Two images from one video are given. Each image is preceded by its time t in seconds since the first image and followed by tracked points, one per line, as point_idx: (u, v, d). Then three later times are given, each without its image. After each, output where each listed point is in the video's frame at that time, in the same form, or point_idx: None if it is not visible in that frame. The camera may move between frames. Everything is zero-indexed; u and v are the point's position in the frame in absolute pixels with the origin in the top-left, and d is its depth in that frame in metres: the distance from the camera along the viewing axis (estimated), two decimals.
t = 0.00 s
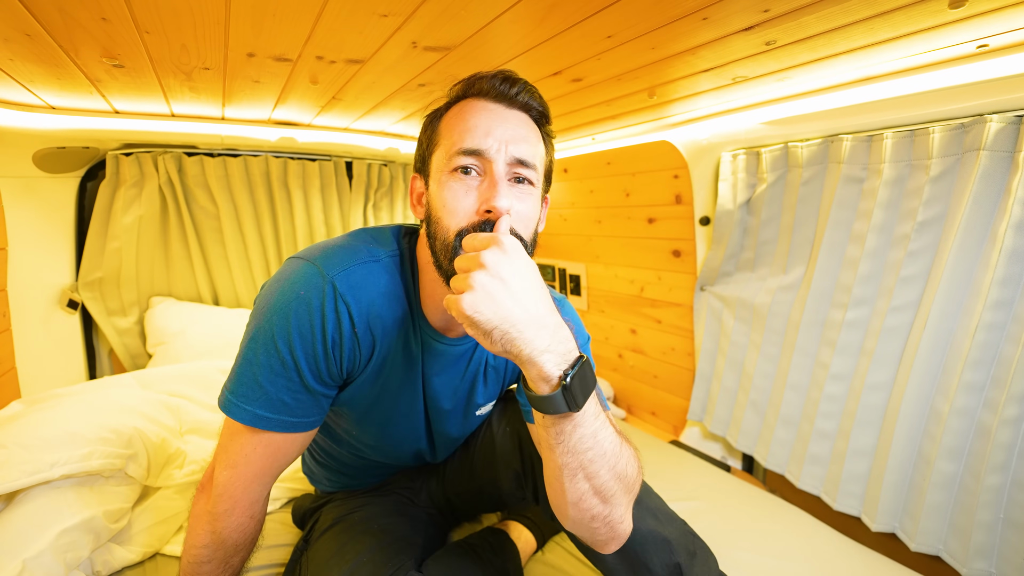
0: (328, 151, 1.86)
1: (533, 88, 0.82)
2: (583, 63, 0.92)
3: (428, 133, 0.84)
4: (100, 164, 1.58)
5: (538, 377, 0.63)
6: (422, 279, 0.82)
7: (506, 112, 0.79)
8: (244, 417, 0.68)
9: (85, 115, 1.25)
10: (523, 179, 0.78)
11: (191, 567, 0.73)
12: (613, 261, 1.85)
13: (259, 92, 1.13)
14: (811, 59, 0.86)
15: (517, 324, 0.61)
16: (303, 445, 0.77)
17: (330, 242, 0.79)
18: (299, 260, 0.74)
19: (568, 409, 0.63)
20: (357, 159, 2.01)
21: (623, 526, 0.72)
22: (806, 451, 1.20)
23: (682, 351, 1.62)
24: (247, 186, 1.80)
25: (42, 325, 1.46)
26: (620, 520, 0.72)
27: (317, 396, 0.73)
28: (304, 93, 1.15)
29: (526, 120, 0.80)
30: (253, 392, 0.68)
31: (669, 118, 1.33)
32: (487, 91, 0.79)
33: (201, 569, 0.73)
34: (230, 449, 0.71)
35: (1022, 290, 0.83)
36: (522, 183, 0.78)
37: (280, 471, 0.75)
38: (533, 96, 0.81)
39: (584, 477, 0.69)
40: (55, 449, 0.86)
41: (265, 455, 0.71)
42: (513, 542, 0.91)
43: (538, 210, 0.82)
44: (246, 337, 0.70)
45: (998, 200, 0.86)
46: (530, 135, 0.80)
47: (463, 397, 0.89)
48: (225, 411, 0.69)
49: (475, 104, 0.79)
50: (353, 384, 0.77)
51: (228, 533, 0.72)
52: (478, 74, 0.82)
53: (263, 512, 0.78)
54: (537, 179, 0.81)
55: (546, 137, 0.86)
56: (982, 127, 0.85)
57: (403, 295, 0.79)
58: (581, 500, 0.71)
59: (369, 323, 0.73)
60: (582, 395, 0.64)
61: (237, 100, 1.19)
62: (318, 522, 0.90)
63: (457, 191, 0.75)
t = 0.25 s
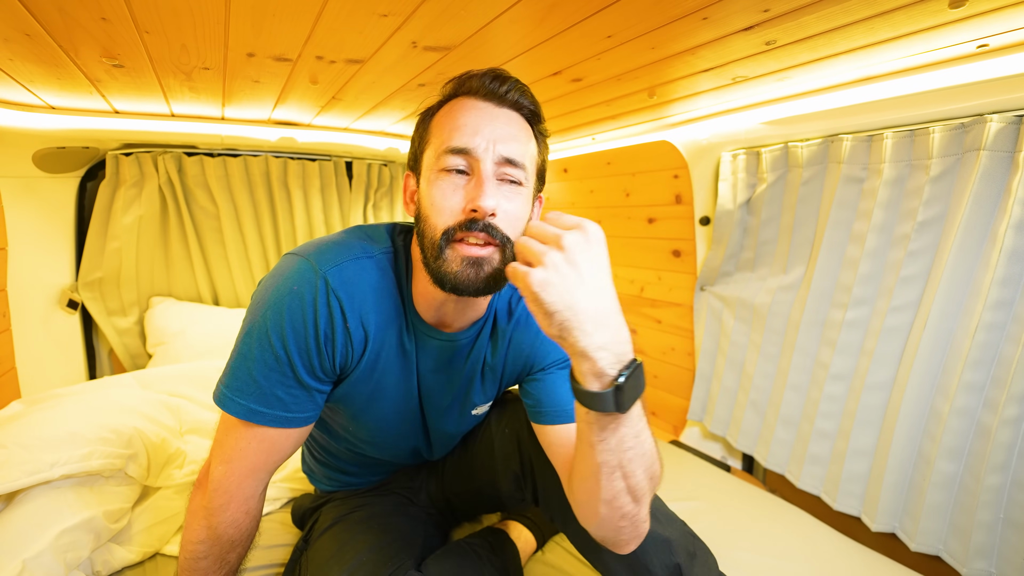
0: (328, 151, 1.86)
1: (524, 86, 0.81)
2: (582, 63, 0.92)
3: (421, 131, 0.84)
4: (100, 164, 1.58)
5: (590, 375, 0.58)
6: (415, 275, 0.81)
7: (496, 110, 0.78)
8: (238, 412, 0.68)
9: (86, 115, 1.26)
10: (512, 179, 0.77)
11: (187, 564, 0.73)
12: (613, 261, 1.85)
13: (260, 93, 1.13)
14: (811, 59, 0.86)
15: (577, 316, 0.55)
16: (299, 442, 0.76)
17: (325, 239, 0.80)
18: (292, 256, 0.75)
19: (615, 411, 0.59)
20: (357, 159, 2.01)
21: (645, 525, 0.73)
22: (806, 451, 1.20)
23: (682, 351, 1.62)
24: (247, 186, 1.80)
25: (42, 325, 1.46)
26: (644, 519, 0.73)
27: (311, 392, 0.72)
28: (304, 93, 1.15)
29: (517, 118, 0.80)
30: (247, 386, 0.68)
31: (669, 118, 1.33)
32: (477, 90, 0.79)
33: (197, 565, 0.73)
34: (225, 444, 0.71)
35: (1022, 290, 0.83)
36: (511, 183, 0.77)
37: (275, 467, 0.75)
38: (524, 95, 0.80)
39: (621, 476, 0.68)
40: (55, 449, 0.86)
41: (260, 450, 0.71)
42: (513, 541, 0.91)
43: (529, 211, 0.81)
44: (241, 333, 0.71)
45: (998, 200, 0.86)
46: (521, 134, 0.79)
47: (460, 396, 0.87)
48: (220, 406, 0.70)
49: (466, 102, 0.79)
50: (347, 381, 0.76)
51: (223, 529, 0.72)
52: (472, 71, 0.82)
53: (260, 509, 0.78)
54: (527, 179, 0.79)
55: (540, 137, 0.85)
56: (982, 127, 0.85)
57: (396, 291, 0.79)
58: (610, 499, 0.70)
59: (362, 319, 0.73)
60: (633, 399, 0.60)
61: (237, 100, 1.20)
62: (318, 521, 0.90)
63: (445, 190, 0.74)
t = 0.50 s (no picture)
0: (328, 151, 1.85)
1: (525, 83, 0.81)
2: (582, 63, 0.92)
3: (418, 126, 0.84)
4: (99, 164, 1.58)
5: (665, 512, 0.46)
6: (412, 272, 0.80)
7: (499, 107, 0.79)
8: (236, 408, 0.69)
9: (86, 115, 1.26)
10: (515, 175, 0.77)
11: (188, 562, 0.73)
12: (613, 261, 1.85)
13: (259, 93, 1.13)
14: (811, 59, 0.86)
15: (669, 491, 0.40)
16: (297, 439, 0.77)
17: (321, 236, 0.80)
18: (289, 254, 0.75)
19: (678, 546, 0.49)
20: (357, 159, 2.00)
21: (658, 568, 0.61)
22: (806, 451, 1.20)
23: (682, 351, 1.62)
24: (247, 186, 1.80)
25: (42, 325, 1.46)
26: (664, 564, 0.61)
27: (309, 388, 0.73)
28: (304, 93, 1.15)
29: (518, 115, 0.80)
30: (245, 383, 0.70)
31: (669, 118, 1.33)
32: (479, 85, 0.79)
33: (197, 563, 0.73)
34: (225, 441, 0.72)
35: (1022, 290, 0.83)
36: (513, 179, 0.77)
37: (275, 464, 0.75)
38: (525, 91, 0.81)
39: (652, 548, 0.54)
40: (55, 449, 0.86)
41: (259, 447, 0.72)
42: (513, 541, 0.91)
43: (530, 206, 0.81)
44: (239, 331, 0.72)
45: (998, 200, 0.86)
46: (523, 131, 0.79)
47: (458, 395, 0.87)
48: (220, 403, 0.71)
49: (467, 98, 0.79)
50: (344, 376, 0.77)
51: (224, 526, 0.72)
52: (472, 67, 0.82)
53: (260, 507, 0.78)
54: (529, 175, 0.80)
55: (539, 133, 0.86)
56: (982, 127, 0.85)
57: (391, 288, 0.79)
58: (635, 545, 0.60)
59: (357, 316, 0.73)
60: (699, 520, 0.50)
61: (237, 100, 1.20)
62: (319, 521, 0.90)
63: (450, 187, 0.74)
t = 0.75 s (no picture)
0: (328, 151, 1.85)
1: (529, 83, 0.81)
2: (582, 62, 0.92)
3: (420, 123, 0.84)
4: (99, 164, 1.58)
5: (639, 487, 0.47)
6: (410, 271, 0.80)
7: (502, 104, 0.79)
8: (230, 406, 0.69)
9: (86, 115, 1.26)
10: (517, 172, 0.78)
11: (185, 561, 0.73)
12: (613, 261, 1.85)
13: (259, 93, 1.13)
14: (810, 59, 0.86)
15: (638, 451, 0.42)
16: (293, 439, 0.77)
17: (318, 235, 0.80)
18: (285, 253, 0.76)
19: (662, 527, 0.49)
20: (357, 159, 2.00)
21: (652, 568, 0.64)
22: (806, 451, 1.20)
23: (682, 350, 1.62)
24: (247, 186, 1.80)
25: (42, 325, 1.46)
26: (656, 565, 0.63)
27: (303, 387, 0.73)
28: (303, 93, 1.15)
29: (520, 114, 0.80)
30: (239, 381, 0.70)
31: (669, 118, 1.33)
32: (483, 84, 0.79)
33: (194, 562, 0.73)
34: (220, 440, 0.72)
35: (1022, 289, 0.83)
36: (515, 176, 0.78)
37: (270, 463, 0.75)
38: (528, 90, 0.81)
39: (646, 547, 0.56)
40: (55, 449, 0.86)
41: (253, 446, 0.72)
42: (513, 541, 0.91)
43: (531, 205, 0.82)
44: (235, 329, 0.72)
45: (998, 200, 0.86)
46: (525, 129, 0.80)
47: (454, 395, 0.86)
48: (215, 400, 0.71)
49: (470, 96, 0.79)
50: (338, 376, 0.76)
51: (221, 525, 0.72)
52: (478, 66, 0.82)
53: (256, 506, 0.78)
54: (531, 173, 0.80)
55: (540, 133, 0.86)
56: (982, 127, 0.85)
57: (386, 287, 0.78)
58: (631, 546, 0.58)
59: (351, 315, 0.73)
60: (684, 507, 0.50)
61: (237, 100, 1.20)
62: (318, 521, 0.90)
63: (450, 182, 0.75)
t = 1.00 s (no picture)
0: (328, 151, 1.85)
1: (534, 87, 0.82)
2: (583, 63, 0.92)
3: (425, 123, 0.85)
4: (100, 163, 1.58)
5: (635, 418, 0.52)
6: (411, 273, 0.80)
7: (504, 108, 0.79)
8: (228, 409, 0.69)
9: (86, 115, 1.26)
10: (514, 177, 0.77)
11: (182, 564, 0.73)
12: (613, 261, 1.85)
13: (260, 93, 1.13)
14: (811, 60, 0.86)
15: (631, 372, 0.48)
16: (291, 441, 0.77)
17: (317, 236, 0.80)
18: (283, 255, 0.75)
19: (660, 461, 0.54)
20: (358, 159, 2.00)
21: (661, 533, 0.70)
22: (806, 452, 1.20)
23: (681, 351, 1.62)
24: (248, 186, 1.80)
25: (42, 325, 1.46)
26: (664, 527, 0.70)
27: (302, 389, 0.73)
28: (304, 93, 1.15)
29: (523, 119, 0.80)
30: (237, 384, 0.70)
31: (669, 118, 1.34)
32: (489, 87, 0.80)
33: (191, 565, 0.73)
34: (216, 443, 0.72)
35: (1022, 290, 0.83)
36: (513, 181, 0.77)
37: (267, 466, 0.75)
38: (533, 96, 0.81)
39: (654, 507, 0.63)
40: (55, 449, 0.86)
41: (251, 448, 0.72)
42: (513, 541, 0.91)
43: (529, 210, 0.81)
44: (231, 331, 0.72)
45: (998, 200, 0.86)
46: (526, 134, 0.79)
47: (454, 396, 0.86)
48: (211, 403, 0.71)
49: (475, 98, 0.79)
50: (338, 378, 0.76)
51: (217, 528, 0.73)
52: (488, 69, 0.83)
53: (253, 508, 0.78)
54: (530, 178, 0.80)
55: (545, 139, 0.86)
56: (982, 128, 0.85)
57: (385, 290, 0.78)
58: (636, 512, 0.63)
59: (350, 317, 0.72)
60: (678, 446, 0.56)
61: (237, 100, 1.20)
62: (317, 521, 0.90)
63: (446, 180, 0.75)
